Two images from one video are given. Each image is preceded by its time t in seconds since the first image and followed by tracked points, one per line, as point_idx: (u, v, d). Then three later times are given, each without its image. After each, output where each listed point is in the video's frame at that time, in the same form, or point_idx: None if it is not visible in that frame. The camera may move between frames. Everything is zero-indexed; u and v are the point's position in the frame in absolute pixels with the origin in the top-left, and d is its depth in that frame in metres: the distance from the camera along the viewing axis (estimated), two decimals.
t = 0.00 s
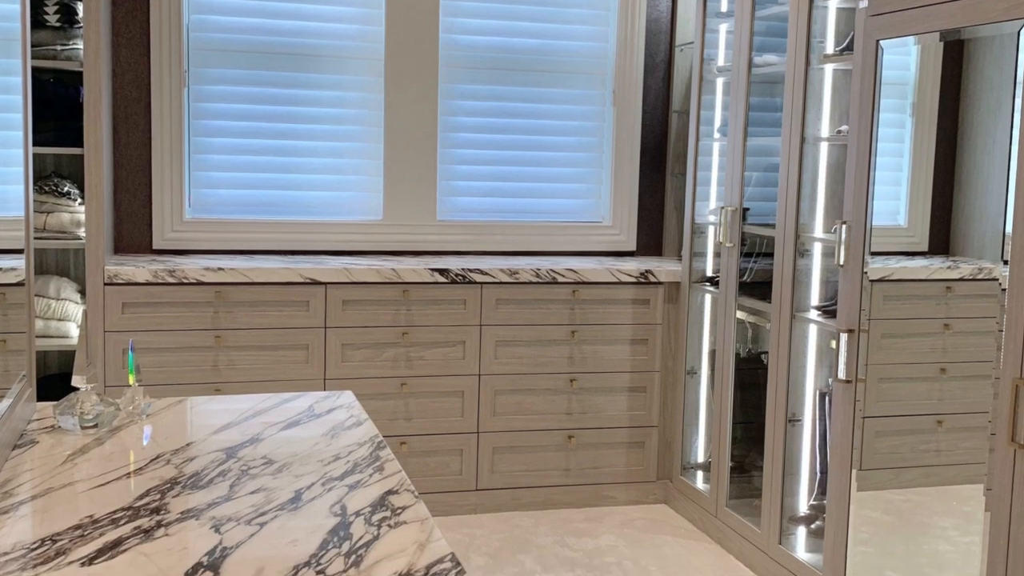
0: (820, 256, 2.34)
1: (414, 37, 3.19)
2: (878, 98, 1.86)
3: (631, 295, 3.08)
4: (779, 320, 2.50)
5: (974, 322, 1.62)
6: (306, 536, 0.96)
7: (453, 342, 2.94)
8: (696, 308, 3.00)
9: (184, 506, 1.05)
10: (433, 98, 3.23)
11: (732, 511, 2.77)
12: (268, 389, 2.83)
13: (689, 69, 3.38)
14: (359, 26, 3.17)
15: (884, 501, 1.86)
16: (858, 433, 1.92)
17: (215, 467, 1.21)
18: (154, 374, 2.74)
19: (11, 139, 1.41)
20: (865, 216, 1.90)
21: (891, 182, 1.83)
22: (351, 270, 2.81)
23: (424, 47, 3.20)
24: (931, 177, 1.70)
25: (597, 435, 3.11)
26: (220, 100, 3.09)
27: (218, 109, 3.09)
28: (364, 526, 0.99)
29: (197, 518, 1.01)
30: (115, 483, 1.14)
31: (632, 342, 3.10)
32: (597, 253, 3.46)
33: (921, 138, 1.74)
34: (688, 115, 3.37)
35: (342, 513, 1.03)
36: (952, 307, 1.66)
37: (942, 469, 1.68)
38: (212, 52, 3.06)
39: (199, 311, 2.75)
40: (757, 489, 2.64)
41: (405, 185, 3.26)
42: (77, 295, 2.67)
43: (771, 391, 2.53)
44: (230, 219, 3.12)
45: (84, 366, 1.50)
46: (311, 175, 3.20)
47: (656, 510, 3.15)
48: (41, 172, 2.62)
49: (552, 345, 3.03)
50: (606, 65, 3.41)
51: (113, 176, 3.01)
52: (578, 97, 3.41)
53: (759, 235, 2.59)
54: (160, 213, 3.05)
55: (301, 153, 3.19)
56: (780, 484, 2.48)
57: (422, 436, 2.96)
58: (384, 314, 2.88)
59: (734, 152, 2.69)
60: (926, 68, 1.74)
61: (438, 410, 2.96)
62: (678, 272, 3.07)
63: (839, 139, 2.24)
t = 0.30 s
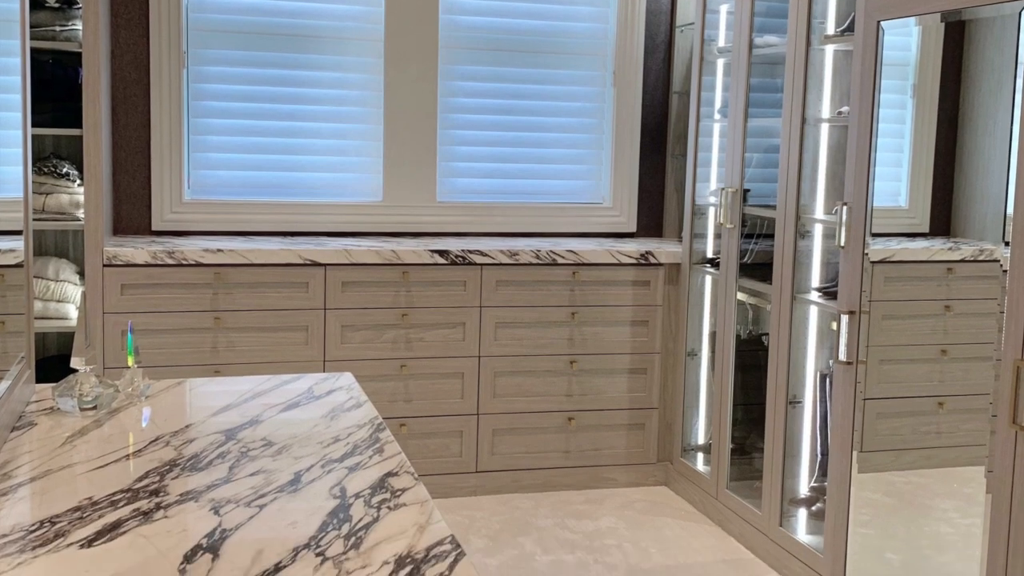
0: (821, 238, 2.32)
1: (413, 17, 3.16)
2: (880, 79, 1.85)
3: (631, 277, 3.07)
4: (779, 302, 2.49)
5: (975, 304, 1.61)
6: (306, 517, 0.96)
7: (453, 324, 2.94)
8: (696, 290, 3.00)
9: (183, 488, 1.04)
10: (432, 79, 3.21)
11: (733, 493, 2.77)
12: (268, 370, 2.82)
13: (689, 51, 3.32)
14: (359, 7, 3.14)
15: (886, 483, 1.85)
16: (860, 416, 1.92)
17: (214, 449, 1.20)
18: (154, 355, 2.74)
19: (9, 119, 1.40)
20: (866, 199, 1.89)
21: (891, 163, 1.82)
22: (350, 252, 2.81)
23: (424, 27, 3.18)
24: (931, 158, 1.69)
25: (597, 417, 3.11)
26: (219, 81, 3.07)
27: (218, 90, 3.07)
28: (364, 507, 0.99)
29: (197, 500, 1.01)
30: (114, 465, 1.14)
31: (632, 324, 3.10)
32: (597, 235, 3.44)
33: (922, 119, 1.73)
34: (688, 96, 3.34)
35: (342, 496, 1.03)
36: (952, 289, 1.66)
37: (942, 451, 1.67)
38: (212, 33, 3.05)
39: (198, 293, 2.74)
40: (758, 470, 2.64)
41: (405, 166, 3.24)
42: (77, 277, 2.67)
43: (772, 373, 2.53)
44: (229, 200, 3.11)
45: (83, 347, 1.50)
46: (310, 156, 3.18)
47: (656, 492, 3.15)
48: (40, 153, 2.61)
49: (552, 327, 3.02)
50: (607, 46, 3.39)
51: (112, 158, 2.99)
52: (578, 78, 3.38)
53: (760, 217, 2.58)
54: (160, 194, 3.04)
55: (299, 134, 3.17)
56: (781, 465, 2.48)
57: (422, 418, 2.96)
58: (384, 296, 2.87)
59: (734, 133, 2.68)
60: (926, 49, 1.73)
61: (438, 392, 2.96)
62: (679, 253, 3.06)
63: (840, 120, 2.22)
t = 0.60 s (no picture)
0: (822, 219, 2.31)
1: None
2: (881, 59, 1.84)
3: (631, 259, 3.06)
4: (780, 283, 2.48)
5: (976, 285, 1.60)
6: (305, 499, 0.96)
7: (453, 305, 2.93)
8: (697, 271, 2.99)
9: (182, 470, 1.04)
10: (432, 60, 3.19)
11: (733, 475, 2.78)
12: (267, 352, 2.82)
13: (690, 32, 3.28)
14: None
15: (887, 465, 1.85)
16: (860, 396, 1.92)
17: (213, 431, 1.20)
18: (153, 337, 2.73)
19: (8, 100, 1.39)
20: (868, 179, 1.88)
21: (893, 145, 1.82)
22: (350, 233, 2.80)
23: (424, 7, 3.15)
24: (932, 139, 1.69)
25: (597, 399, 3.11)
26: (218, 62, 3.05)
27: (217, 71, 3.05)
28: (364, 489, 0.99)
29: (196, 482, 1.01)
30: (113, 447, 1.13)
31: (632, 305, 3.09)
32: (596, 216, 3.42)
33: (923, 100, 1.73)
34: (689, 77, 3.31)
35: (342, 478, 1.02)
36: (953, 270, 1.66)
37: (943, 433, 1.67)
38: (211, 14, 3.03)
39: (198, 275, 2.74)
40: (758, 452, 2.65)
41: (405, 147, 3.22)
42: (76, 258, 2.65)
43: (772, 354, 2.53)
44: (228, 181, 3.09)
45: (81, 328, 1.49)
46: (310, 137, 3.16)
47: (656, 474, 3.16)
48: (39, 134, 2.60)
49: (552, 309, 3.02)
50: (607, 27, 3.37)
51: (111, 138, 2.97)
52: (579, 59, 3.36)
53: (761, 198, 2.57)
54: (159, 176, 3.02)
55: (298, 115, 3.14)
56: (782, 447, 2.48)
57: (422, 399, 2.96)
58: (384, 277, 2.86)
59: (734, 114, 2.66)
60: (927, 29, 1.72)
61: (438, 373, 2.96)
62: (679, 235, 3.05)
63: (841, 101, 2.19)
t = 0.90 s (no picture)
0: (823, 201, 2.30)
1: None
2: (881, 41, 1.87)
3: (631, 240, 3.05)
4: (781, 264, 2.48)
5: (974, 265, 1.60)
6: (304, 481, 0.96)
7: (453, 287, 2.93)
8: (697, 253, 2.98)
9: (181, 452, 1.04)
10: (432, 41, 3.16)
11: (733, 456, 2.78)
12: (267, 334, 2.81)
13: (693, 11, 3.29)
14: None
15: (887, 446, 1.84)
16: (861, 377, 1.94)
17: (212, 412, 1.20)
18: (153, 319, 2.73)
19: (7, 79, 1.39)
20: (868, 159, 1.90)
21: (894, 125, 1.83)
22: (349, 214, 2.79)
23: None
24: (934, 121, 1.69)
25: (597, 380, 3.11)
26: (218, 43, 3.03)
27: (216, 52, 3.03)
28: (364, 471, 0.99)
29: (195, 464, 1.00)
30: (112, 429, 1.13)
31: (633, 287, 3.08)
32: (596, 197, 3.41)
33: (924, 80, 1.73)
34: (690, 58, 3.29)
35: (341, 459, 1.02)
36: (954, 252, 1.65)
37: (945, 414, 1.65)
38: None
39: (197, 256, 2.73)
40: (759, 434, 2.65)
41: (405, 128, 3.20)
42: (75, 240, 2.64)
43: (773, 336, 2.52)
44: (228, 163, 3.07)
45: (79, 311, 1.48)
46: (309, 118, 3.14)
47: (657, 455, 3.16)
48: (37, 116, 2.62)
49: (552, 290, 3.01)
50: (608, 8, 3.34)
51: (110, 119, 2.95)
52: (579, 40, 3.34)
53: (762, 179, 2.56)
54: (159, 156, 3.00)
55: (297, 96, 3.12)
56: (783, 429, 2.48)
57: (422, 381, 2.96)
58: (384, 259, 2.86)
59: (735, 95, 2.65)
60: (928, 9, 1.72)
61: (437, 355, 2.96)
62: (680, 216, 3.04)
63: (841, 82, 2.17)
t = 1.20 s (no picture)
0: (823, 182, 2.28)
1: None
2: (882, 24, 1.85)
3: (632, 221, 3.05)
4: (781, 244, 2.47)
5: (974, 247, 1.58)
6: (304, 463, 0.96)
7: (453, 268, 2.92)
8: (697, 234, 2.97)
9: (180, 434, 1.04)
10: (432, 22, 3.14)
11: (733, 438, 2.79)
12: (267, 316, 2.81)
13: None
14: None
15: (888, 429, 1.85)
16: (862, 359, 1.94)
17: (212, 394, 1.20)
18: (152, 300, 2.72)
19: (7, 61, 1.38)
20: (868, 142, 1.91)
21: (895, 108, 1.82)
22: (349, 195, 2.78)
23: None
24: (935, 102, 1.68)
25: (597, 362, 3.11)
26: (217, 23, 3.01)
27: (216, 32, 3.01)
28: (363, 453, 0.99)
29: (194, 446, 1.00)
30: (111, 410, 1.13)
31: (633, 268, 3.07)
32: (597, 179, 3.39)
33: (925, 60, 1.71)
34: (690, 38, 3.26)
35: (341, 441, 1.02)
36: (955, 233, 1.64)
37: (946, 396, 1.65)
38: None
39: (196, 237, 2.72)
40: (760, 416, 2.65)
41: (405, 109, 3.18)
42: (72, 222, 2.65)
43: (773, 318, 2.52)
44: (227, 144, 3.05)
45: (79, 292, 1.48)
46: (308, 99, 3.12)
47: (657, 437, 3.17)
48: (37, 96, 2.63)
49: (553, 272, 3.01)
50: None
51: (109, 100, 2.94)
52: (580, 20, 3.32)
53: (762, 160, 2.54)
54: (158, 137, 2.98)
55: (296, 76, 3.10)
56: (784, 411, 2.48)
57: (422, 362, 2.96)
58: (383, 240, 2.85)
59: (736, 76, 2.64)
60: None
61: (437, 337, 2.96)
62: (681, 197, 3.03)
63: (841, 63, 2.15)
